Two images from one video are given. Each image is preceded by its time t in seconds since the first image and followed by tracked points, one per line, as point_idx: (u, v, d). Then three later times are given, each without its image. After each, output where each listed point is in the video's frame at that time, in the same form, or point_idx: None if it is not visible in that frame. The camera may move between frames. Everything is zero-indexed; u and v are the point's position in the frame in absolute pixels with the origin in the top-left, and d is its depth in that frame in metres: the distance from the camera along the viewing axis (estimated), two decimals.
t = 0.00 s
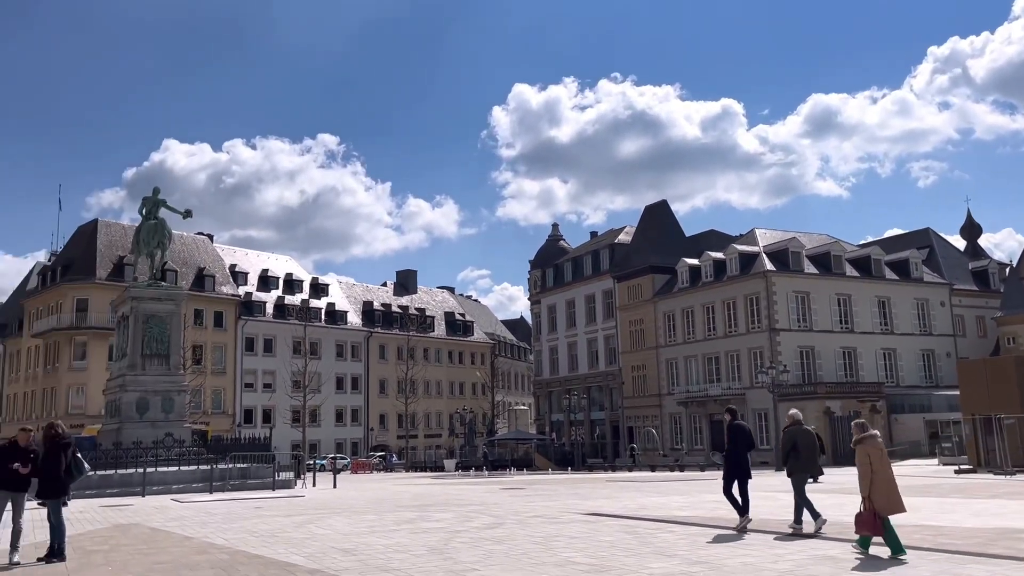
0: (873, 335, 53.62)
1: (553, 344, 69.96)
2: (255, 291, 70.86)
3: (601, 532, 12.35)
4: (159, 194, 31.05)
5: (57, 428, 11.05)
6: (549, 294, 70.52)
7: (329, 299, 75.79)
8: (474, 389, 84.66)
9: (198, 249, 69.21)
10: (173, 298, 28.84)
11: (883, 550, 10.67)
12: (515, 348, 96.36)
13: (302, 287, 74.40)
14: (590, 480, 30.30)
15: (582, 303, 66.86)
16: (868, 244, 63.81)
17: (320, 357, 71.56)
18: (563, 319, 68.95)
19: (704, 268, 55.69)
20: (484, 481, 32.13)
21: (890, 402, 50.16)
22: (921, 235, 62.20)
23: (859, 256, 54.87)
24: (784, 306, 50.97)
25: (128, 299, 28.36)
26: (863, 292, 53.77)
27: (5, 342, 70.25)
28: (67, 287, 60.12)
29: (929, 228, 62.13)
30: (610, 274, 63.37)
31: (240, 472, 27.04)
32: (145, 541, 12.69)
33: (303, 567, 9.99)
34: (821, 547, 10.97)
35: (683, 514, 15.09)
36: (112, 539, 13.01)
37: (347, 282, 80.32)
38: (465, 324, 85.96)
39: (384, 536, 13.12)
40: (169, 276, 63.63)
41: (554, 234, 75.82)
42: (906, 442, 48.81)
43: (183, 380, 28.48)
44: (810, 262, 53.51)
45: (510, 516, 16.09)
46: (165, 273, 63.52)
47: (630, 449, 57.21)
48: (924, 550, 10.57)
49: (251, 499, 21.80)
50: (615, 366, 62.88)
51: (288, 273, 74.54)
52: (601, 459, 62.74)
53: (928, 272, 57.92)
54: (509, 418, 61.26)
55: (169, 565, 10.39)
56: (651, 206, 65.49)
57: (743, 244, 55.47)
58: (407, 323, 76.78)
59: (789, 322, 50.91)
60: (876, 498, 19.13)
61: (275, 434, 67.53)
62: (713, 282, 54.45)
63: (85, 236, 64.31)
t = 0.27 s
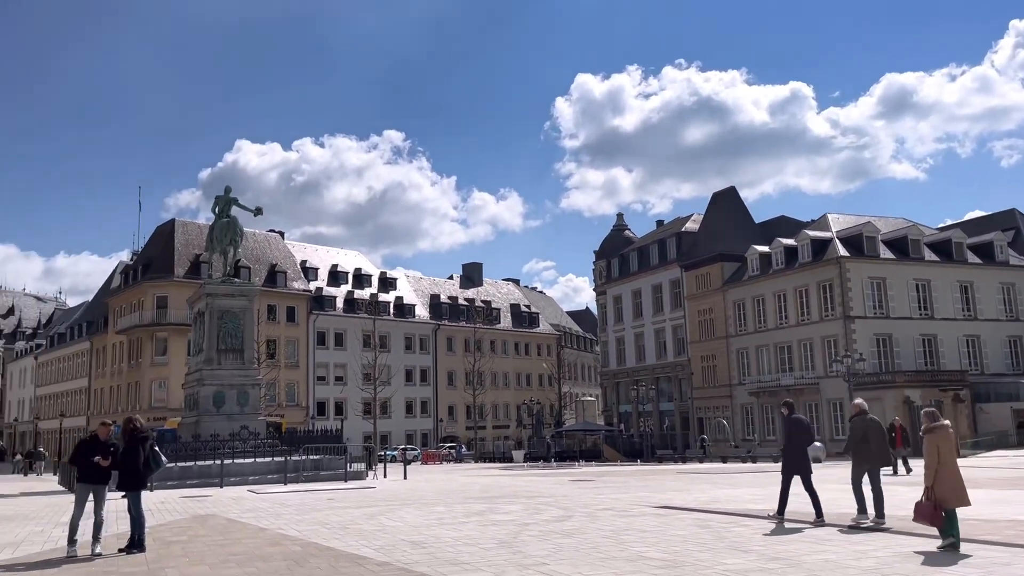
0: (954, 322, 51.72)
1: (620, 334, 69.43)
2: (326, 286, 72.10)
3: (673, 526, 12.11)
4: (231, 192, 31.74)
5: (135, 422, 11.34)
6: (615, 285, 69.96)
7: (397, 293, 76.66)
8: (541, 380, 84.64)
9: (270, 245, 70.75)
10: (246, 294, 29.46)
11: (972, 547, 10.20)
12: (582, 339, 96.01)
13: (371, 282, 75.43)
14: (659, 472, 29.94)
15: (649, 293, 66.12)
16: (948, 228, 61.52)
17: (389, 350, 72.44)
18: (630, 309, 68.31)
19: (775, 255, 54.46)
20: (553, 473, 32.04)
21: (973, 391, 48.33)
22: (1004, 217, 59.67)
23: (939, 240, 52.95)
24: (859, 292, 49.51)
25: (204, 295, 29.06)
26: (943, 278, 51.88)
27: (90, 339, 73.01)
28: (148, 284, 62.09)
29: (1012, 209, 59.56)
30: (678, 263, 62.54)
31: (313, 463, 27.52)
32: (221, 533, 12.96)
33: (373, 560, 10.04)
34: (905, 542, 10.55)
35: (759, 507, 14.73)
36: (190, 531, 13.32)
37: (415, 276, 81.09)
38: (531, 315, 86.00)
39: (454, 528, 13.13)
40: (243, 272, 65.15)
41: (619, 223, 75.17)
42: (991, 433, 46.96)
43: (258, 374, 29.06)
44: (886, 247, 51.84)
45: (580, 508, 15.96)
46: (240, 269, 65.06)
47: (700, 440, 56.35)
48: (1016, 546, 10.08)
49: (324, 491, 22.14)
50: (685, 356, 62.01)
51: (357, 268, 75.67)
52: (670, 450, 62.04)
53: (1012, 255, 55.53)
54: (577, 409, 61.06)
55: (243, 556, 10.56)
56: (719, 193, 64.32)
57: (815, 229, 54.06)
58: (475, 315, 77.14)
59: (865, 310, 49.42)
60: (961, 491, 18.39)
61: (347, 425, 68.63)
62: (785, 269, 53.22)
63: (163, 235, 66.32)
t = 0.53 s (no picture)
0: None
1: (684, 324, 68.51)
2: (389, 280, 72.82)
3: (744, 519, 11.74)
4: (295, 188, 32.14)
5: (202, 414, 11.42)
6: (678, 274, 69.04)
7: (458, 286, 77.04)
8: (603, 371, 84.14)
9: (334, 241, 71.78)
10: (311, 288, 29.82)
11: None
12: (645, 330, 95.12)
13: (433, 275, 75.95)
14: (727, 463, 29.36)
15: (713, 282, 65.07)
16: None
17: (451, 342, 72.85)
18: (693, 299, 67.34)
19: (845, 240, 52.99)
20: (618, 464, 31.70)
21: None
22: None
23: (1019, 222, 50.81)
24: (935, 277, 47.83)
25: (270, 290, 29.49)
26: None
27: (164, 335, 75.12)
28: (217, 281, 63.55)
29: None
30: (743, 251, 61.37)
31: (379, 454, 27.76)
32: (287, 524, 13.04)
33: (437, 552, 9.94)
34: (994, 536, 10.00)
35: (833, 500, 14.23)
36: (258, 521, 13.44)
37: (476, 268, 81.35)
38: (593, 306, 85.57)
39: (519, 521, 12.97)
40: (308, 267, 66.23)
41: (682, 211, 74.10)
42: None
43: (324, 366, 29.40)
44: (963, 230, 49.94)
45: (647, 501, 15.66)
46: (305, 264, 66.13)
47: (769, 431, 55.24)
48: None
49: (389, 482, 22.27)
50: (751, 346, 60.83)
51: (419, 261, 76.26)
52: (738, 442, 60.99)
53: None
54: (641, 401, 60.48)
55: (309, 547, 10.56)
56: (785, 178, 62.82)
57: (886, 213, 52.39)
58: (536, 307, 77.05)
59: (941, 296, 47.70)
60: None
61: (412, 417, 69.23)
62: (855, 255, 51.73)
63: (230, 232, 67.79)
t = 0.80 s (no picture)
0: None
1: (744, 313, 67.34)
2: (445, 273, 73.15)
3: (813, 514, 11.34)
4: (351, 182, 32.35)
5: (262, 408, 11.46)
6: (737, 262, 67.90)
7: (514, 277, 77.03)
8: (662, 362, 83.28)
9: (390, 234, 72.37)
10: (368, 281, 30.01)
11: None
12: (704, 319, 93.87)
13: (489, 267, 76.09)
14: (792, 455, 28.70)
15: (774, 270, 63.81)
16: None
17: (508, 334, 72.91)
18: (754, 287, 66.13)
19: (913, 224, 51.40)
20: (680, 456, 31.25)
21: None
22: None
23: None
24: (1009, 261, 46.12)
25: (328, 283, 29.76)
26: None
27: (228, 330, 76.73)
28: (278, 276, 64.61)
29: None
30: (805, 237, 60.02)
31: (438, 446, 28.01)
32: (348, 517, 13.07)
33: (497, 547, 9.80)
34: None
35: (907, 494, 13.71)
36: (318, 514, 13.50)
37: (532, 259, 81.27)
38: (651, 297, 84.81)
39: (579, 514, 12.78)
40: (366, 261, 66.91)
41: (741, 198, 72.79)
42: None
43: (382, 359, 29.58)
44: None
45: (711, 494, 15.32)
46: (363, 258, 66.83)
47: (834, 421, 53.97)
48: None
49: (449, 474, 22.30)
50: (815, 334, 59.46)
51: (475, 254, 76.47)
52: (802, 433, 59.73)
53: None
54: (701, 391, 59.67)
55: (369, 541, 10.53)
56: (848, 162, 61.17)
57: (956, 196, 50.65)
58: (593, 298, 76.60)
59: (1016, 280, 46.02)
60: None
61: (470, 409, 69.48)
62: (923, 240, 50.16)
63: (290, 228, 68.88)
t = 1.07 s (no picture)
0: None
1: (799, 302, 66.04)
2: (494, 264, 73.20)
3: (872, 507, 10.95)
4: (398, 175, 32.41)
5: (309, 400, 11.42)
6: (791, 250, 66.63)
7: (563, 268, 76.74)
8: (714, 352, 82.20)
9: (439, 227, 72.66)
10: (416, 273, 30.07)
11: None
12: (757, 308, 92.44)
13: (538, 258, 75.94)
14: (849, 446, 28.04)
15: (830, 256, 62.43)
16: None
17: (558, 325, 72.66)
18: (808, 275, 64.81)
19: (975, 207, 50.05)
20: (734, 447, 30.78)
21: None
22: None
23: None
24: None
25: (377, 276, 29.92)
26: None
27: (282, 323, 77.85)
28: (329, 270, 65.31)
29: None
30: (861, 223, 58.58)
31: (488, 438, 28.11)
32: (396, 509, 13.02)
33: (545, 540, 9.64)
34: None
35: (970, 487, 13.21)
36: (367, 506, 13.48)
37: (580, 250, 80.90)
38: (702, 286, 83.81)
39: (630, 507, 12.56)
40: (415, 254, 67.29)
41: (794, 184, 71.36)
42: None
43: (431, 351, 29.61)
44: None
45: (765, 486, 14.97)
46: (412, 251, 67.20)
47: (893, 411, 52.63)
48: None
49: (498, 465, 22.22)
50: (872, 323, 58.03)
51: (523, 245, 76.38)
52: (860, 423, 58.37)
53: None
54: (755, 381, 58.71)
55: (416, 534, 10.44)
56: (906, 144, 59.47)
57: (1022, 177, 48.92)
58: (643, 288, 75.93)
59: None
60: None
61: (520, 401, 69.44)
62: (987, 224, 48.61)
63: (341, 222, 69.57)
